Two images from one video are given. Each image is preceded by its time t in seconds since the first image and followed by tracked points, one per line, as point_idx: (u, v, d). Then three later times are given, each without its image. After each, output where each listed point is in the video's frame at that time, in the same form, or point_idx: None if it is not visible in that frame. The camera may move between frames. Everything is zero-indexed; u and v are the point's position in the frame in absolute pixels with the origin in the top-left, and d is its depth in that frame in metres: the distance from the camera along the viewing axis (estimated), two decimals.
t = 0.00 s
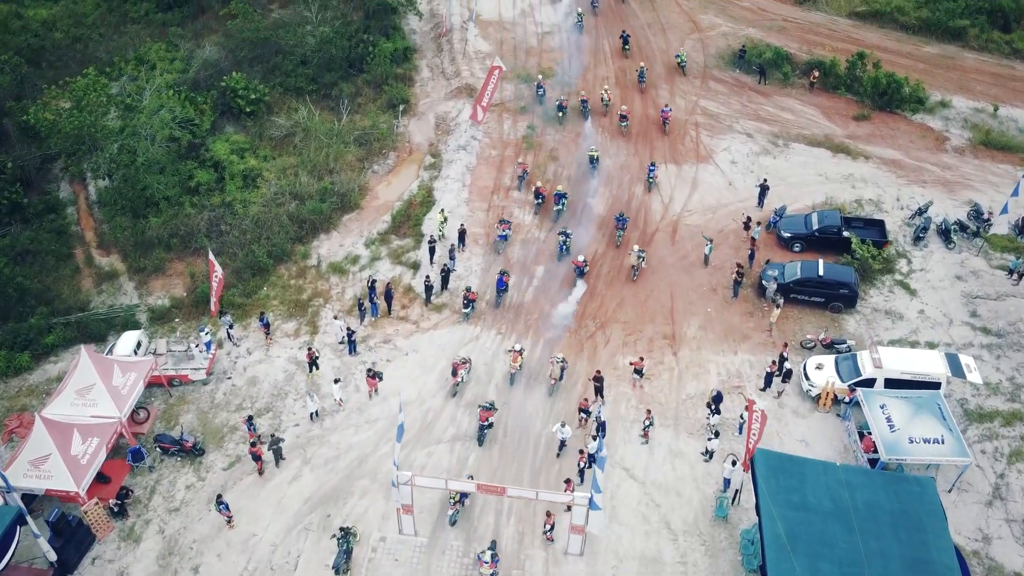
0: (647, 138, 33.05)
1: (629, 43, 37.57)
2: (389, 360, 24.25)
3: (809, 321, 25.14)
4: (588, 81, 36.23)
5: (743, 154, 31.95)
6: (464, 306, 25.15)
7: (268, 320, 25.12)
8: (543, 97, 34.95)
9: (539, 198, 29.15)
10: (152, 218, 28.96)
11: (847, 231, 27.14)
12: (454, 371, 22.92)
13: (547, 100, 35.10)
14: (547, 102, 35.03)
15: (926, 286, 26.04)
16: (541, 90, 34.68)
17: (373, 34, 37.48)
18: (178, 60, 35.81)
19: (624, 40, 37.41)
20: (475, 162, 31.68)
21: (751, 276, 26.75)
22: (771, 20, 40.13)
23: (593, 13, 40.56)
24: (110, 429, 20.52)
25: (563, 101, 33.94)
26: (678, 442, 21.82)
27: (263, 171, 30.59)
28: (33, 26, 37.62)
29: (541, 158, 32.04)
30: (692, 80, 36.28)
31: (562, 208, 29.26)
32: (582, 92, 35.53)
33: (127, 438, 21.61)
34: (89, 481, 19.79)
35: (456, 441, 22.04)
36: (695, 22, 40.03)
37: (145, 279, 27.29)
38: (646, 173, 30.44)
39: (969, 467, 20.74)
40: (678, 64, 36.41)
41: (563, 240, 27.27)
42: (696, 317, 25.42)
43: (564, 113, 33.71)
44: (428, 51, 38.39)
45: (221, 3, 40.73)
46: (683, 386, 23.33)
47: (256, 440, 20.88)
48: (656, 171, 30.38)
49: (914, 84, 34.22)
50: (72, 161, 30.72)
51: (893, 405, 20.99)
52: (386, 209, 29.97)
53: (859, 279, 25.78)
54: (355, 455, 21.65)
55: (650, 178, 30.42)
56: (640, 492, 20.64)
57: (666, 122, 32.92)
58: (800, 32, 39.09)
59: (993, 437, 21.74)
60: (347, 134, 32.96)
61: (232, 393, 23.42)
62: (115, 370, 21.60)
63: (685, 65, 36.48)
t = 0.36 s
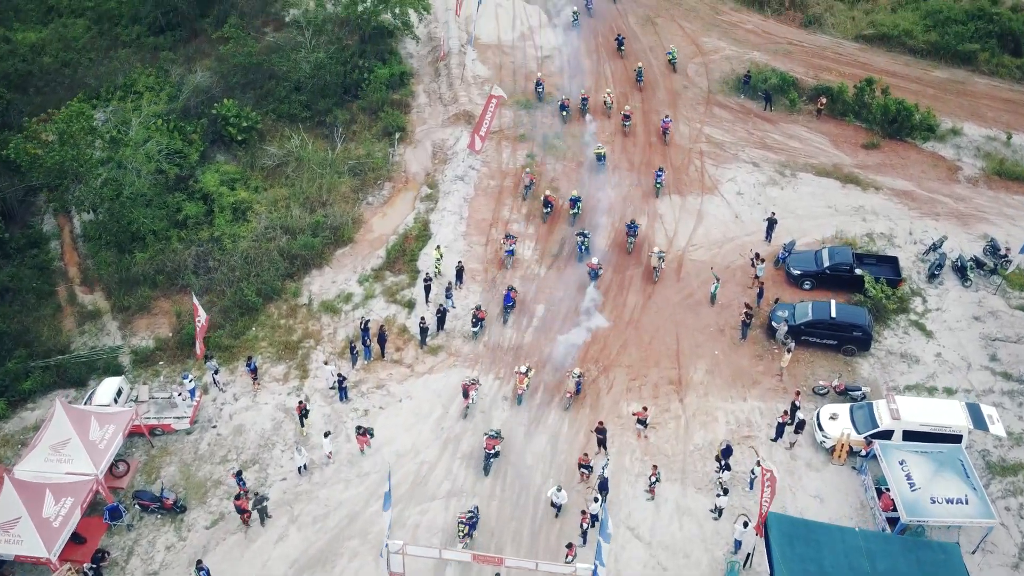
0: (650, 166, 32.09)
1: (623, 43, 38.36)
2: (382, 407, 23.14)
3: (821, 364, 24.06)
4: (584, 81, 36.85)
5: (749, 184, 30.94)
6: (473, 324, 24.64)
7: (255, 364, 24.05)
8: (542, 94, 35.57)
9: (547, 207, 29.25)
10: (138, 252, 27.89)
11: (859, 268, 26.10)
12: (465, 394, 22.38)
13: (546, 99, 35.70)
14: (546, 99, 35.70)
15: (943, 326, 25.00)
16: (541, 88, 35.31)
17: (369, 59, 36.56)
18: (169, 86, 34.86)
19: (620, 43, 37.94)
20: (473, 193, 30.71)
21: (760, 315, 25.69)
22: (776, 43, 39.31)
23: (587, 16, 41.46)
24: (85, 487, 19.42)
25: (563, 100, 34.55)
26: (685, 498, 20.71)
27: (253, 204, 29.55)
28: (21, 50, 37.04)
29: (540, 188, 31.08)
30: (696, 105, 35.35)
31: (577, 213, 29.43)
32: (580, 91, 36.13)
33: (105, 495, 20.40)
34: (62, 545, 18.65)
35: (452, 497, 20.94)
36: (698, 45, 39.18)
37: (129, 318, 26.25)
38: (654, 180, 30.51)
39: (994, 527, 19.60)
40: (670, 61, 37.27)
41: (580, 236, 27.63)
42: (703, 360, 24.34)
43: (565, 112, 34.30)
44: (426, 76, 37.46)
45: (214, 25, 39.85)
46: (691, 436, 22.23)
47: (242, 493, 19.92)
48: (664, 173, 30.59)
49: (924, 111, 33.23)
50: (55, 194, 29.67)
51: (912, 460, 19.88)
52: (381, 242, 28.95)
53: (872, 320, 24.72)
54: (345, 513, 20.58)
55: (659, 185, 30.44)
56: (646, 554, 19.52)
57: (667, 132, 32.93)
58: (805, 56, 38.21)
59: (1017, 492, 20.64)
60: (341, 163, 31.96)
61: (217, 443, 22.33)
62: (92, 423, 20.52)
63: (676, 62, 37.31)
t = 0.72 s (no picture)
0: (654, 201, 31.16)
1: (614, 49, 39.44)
2: (374, 463, 22.03)
3: (834, 416, 22.98)
4: (577, 85, 37.81)
5: (756, 220, 29.95)
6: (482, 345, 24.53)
7: (241, 416, 22.97)
8: (539, 95, 36.71)
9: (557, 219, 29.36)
10: (122, 293, 26.82)
11: (872, 312, 25.05)
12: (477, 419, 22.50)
13: (542, 100, 36.67)
14: (541, 101, 36.67)
15: (960, 375, 23.96)
16: (537, 91, 36.27)
17: (365, 89, 35.68)
18: (158, 117, 33.93)
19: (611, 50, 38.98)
20: (470, 230, 29.72)
21: (769, 362, 24.64)
22: (780, 72, 38.53)
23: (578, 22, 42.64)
24: (56, 557, 18.36)
25: (561, 103, 35.31)
26: (693, 565, 19.59)
27: (243, 243, 28.52)
28: (9, 80, 36.35)
29: (540, 225, 30.08)
30: (700, 137, 34.46)
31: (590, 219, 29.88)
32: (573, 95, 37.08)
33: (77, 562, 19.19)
34: None
35: (446, 563, 19.83)
36: (701, 74, 38.35)
37: (111, 364, 25.20)
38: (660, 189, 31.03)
39: None
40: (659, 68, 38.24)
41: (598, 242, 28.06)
42: (710, 411, 23.25)
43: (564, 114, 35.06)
44: (423, 106, 36.60)
45: (207, 54, 39.12)
46: (698, 496, 21.13)
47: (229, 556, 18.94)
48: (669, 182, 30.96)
49: (935, 144, 32.27)
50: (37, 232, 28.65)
51: (935, 526, 18.72)
52: (374, 282, 27.91)
53: (887, 369, 23.65)
54: None
55: (665, 193, 30.99)
56: None
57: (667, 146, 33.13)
58: (811, 86, 37.39)
59: None
60: (334, 198, 30.96)
61: (199, 503, 21.23)
62: (66, 485, 19.34)
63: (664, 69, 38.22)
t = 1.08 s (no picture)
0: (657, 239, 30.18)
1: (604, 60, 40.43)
2: (364, 528, 20.87)
3: (849, 475, 21.83)
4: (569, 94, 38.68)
5: (763, 261, 28.93)
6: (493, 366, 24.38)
7: (224, 476, 21.82)
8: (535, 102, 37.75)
9: (564, 235, 29.44)
10: (104, 340, 25.75)
11: (887, 362, 23.93)
12: (486, 444, 21.99)
13: (537, 107, 37.63)
14: (536, 108, 37.67)
15: (981, 430, 22.85)
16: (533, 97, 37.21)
17: (360, 123, 34.80)
18: (148, 153, 33.04)
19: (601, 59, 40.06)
20: (467, 272, 28.70)
21: (780, 416, 23.52)
22: (785, 103, 37.71)
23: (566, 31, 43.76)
24: None
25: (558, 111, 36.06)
26: None
27: (232, 285, 27.51)
28: None
29: (540, 266, 29.05)
30: (704, 172, 33.54)
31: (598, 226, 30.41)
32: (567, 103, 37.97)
33: None
34: None
35: None
36: (704, 106, 37.52)
37: (91, 417, 24.08)
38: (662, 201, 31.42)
39: None
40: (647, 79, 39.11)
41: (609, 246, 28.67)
42: (719, 470, 22.11)
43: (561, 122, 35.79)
44: (419, 139, 35.75)
45: (199, 86, 38.45)
46: (707, 564, 19.97)
47: None
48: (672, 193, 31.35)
49: (946, 180, 31.30)
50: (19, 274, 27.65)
51: None
52: (367, 327, 26.83)
53: (904, 424, 22.54)
54: None
55: (666, 205, 31.43)
56: None
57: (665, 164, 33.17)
58: (816, 118, 36.55)
59: None
60: (327, 237, 29.96)
61: (178, 571, 20.05)
62: (34, 557, 18.18)
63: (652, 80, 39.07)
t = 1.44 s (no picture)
0: (660, 282, 29.06)
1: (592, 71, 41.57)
2: None
3: (866, 541, 20.63)
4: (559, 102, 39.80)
5: (771, 305, 27.88)
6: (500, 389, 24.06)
7: (204, 544, 20.74)
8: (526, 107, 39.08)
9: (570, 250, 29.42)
10: (83, 391, 24.59)
11: (903, 417, 22.80)
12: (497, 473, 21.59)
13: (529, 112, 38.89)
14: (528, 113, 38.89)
15: (1005, 491, 21.70)
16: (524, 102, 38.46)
17: (354, 159, 33.88)
18: (136, 190, 32.10)
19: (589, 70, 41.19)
20: (464, 316, 27.58)
21: (792, 474, 22.36)
22: (790, 137, 36.85)
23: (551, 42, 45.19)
24: None
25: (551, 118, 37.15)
26: None
27: (218, 332, 26.45)
28: None
29: (539, 309, 27.97)
30: (708, 209, 32.59)
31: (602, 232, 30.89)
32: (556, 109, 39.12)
33: None
34: None
35: None
36: (708, 140, 36.66)
37: (66, 476, 23.05)
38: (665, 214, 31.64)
39: None
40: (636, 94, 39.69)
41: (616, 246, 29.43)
42: (728, 535, 20.90)
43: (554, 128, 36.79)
44: (415, 174, 34.85)
45: (191, 119, 37.65)
46: None
47: None
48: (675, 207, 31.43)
49: (959, 219, 30.30)
50: None
51: None
52: (359, 377, 25.70)
53: (924, 485, 21.37)
54: None
55: (669, 217, 31.64)
56: None
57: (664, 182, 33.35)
58: (823, 152, 35.68)
59: None
60: (318, 279, 28.91)
61: None
62: None
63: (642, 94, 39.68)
